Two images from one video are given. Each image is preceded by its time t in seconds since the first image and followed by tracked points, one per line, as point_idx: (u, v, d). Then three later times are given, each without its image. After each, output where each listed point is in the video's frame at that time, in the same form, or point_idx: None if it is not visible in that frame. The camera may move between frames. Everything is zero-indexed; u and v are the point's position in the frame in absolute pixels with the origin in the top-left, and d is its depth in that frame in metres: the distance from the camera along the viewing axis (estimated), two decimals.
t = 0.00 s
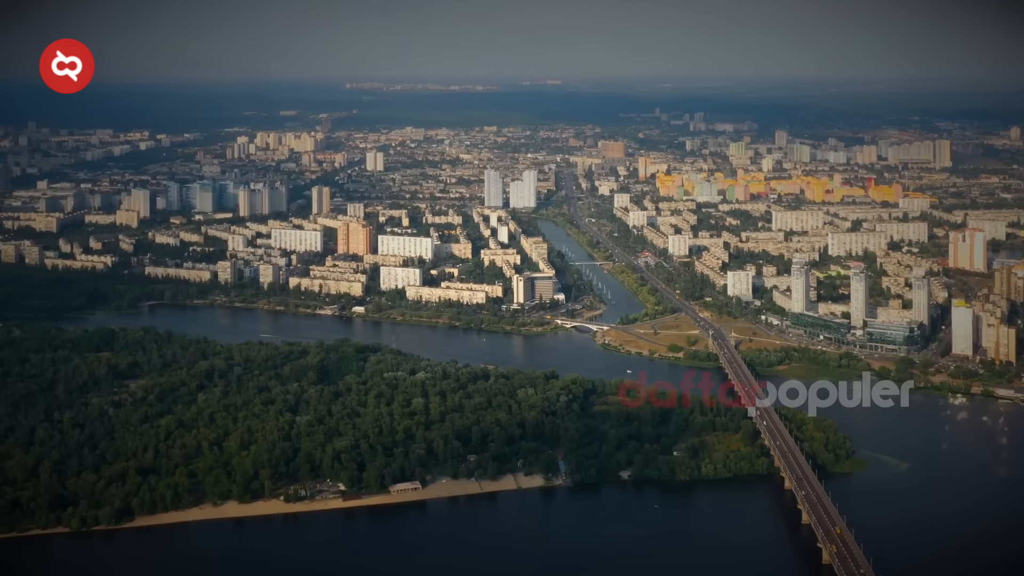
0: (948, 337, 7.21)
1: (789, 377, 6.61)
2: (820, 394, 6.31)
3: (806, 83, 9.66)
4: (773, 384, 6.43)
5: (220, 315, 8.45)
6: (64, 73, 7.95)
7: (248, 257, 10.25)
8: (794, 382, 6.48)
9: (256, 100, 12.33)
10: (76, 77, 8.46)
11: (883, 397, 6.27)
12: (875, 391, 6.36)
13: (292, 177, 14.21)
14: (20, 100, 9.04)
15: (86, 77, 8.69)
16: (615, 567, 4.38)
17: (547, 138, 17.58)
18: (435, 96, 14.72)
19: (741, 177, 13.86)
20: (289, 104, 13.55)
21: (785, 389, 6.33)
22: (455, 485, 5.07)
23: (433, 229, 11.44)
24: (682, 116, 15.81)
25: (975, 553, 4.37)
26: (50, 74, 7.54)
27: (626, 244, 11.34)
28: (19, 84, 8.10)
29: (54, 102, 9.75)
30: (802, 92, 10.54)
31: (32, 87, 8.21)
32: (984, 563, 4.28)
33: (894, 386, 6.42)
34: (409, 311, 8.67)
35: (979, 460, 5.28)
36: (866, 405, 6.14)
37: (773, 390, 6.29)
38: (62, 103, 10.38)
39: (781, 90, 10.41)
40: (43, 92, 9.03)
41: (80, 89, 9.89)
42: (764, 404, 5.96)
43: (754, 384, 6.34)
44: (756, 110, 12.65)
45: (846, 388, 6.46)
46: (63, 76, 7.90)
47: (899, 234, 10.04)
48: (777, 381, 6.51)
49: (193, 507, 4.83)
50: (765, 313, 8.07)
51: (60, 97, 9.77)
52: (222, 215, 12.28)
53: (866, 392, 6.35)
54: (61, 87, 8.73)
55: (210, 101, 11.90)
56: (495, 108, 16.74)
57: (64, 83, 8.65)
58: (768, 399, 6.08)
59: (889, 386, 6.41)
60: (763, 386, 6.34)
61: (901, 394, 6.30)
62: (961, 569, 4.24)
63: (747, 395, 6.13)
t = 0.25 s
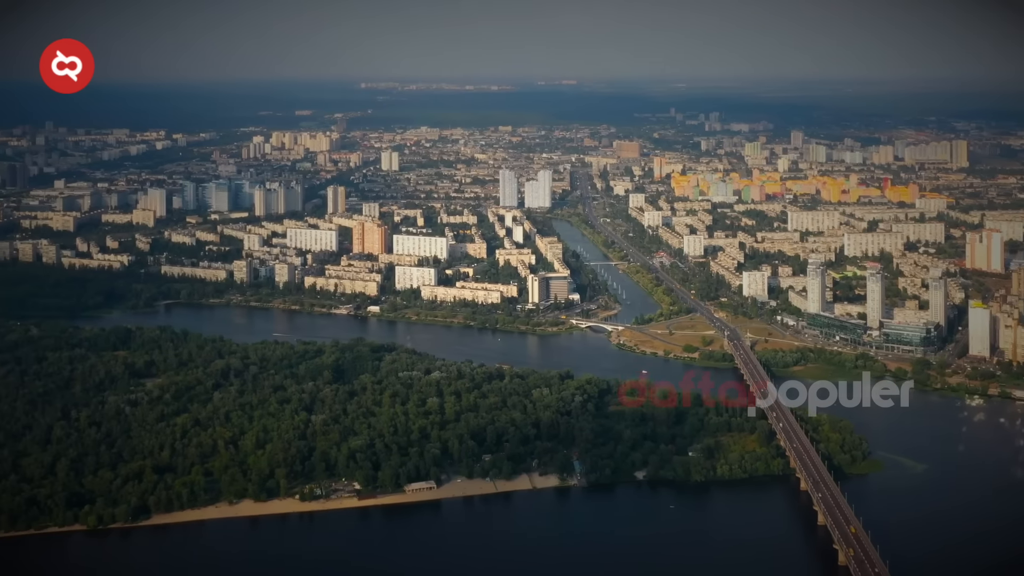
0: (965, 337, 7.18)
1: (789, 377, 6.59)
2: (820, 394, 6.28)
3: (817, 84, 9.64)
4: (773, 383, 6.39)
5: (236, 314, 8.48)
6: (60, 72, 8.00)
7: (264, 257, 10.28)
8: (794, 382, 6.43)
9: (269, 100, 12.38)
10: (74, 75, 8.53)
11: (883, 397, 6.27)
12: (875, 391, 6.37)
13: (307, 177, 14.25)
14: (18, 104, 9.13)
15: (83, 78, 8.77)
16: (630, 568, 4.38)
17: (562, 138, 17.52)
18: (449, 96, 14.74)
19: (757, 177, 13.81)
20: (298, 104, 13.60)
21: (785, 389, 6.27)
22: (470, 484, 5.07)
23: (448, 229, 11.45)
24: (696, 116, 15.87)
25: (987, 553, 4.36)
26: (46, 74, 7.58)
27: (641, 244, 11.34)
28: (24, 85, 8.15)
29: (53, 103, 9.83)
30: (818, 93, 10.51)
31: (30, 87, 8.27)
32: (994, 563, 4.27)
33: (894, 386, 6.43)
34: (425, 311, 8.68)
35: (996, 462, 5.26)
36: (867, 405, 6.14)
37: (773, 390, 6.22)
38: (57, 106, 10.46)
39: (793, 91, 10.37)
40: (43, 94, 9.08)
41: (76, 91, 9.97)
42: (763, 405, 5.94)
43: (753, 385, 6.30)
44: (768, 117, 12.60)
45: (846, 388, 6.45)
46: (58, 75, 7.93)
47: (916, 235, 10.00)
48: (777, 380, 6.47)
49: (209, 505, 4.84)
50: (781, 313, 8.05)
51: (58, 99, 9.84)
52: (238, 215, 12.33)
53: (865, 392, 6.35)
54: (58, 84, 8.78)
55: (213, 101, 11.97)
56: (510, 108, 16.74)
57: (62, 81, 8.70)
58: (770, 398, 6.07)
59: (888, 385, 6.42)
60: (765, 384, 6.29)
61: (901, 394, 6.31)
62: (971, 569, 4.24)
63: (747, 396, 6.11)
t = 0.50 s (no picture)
0: (984, 339, 7.07)
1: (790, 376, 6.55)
2: (820, 394, 6.23)
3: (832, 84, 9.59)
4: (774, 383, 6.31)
5: (254, 313, 8.50)
6: (61, 71, 8.03)
7: (282, 256, 10.31)
8: (794, 381, 6.38)
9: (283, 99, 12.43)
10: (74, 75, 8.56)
11: (884, 397, 6.26)
12: (875, 391, 6.35)
13: (325, 177, 14.30)
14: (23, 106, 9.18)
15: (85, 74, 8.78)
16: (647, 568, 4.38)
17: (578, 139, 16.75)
18: (466, 95, 14.76)
19: (774, 177, 13.76)
20: (311, 104, 13.64)
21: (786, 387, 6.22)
22: (486, 484, 5.07)
23: (465, 229, 11.44)
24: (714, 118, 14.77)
25: (1003, 553, 4.37)
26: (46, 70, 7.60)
27: (658, 244, 11.32)
28: (30, 85, 8.20)
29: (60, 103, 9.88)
30: (835, 96, 10.47)
31: (33, 86, 8.31)
32: (1011, 563, 4.28)
33: (894, 386, 6.43)
34: (442, 310, 8.69)
35: (1016, 464, 5.23)
36: (867, 405, 6.12)
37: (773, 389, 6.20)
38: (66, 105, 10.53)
39: (808, 91, 10.33)
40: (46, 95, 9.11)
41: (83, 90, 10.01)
42: (763, 405, 5.97)
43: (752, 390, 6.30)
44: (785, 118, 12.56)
45: (846, 388, 6.42)
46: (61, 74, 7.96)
47: (935, 235, 9.93)
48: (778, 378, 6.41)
49: (227, 504, 4.86)
50: (798, 314, 8.01)
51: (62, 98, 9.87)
52: (256, 214, 12.38)
53: (865, 392, 6.33)
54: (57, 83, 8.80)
55: (224, 100, 12.01)
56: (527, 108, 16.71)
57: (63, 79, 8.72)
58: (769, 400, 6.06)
59: (889, 386, 6.42)
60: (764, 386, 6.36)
61: (901, 394, 6.31)
62: (988, 570, 4.24)
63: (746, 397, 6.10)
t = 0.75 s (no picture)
0: (1002, 340, 6.99)
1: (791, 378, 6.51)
2: (820, 395, 6.20)
3: (844, 84, 9.55)
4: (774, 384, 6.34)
5: (270, 313, 8.52)
6: (62, 71, 8.04)
7: (297, 255, 10.34)
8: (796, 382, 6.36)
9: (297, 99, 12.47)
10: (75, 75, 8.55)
11: (884, 397, 6.28)
12: (875, 391, 6.37)
13: (340, 177, 14.34)
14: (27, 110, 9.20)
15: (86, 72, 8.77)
16: (662, 570, 4.37)
17: (594, 139, 16.56)
18: (481, 95, 14.79)
19: (791, 176, 13.70)
20: (323, 104, 13.66)
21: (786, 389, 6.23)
22: (502, 484, 5.07)
23: (480, 229, 11.44)
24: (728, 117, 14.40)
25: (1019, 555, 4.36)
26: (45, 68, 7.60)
27: (673, 245, 11.31)
28: (34, 86, 8.21)
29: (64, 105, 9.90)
30: (849, 98, 10.42)
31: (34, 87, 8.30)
32: None
33: (894, 387, 6.44)
34: (457, 310, 8.70)
35: None
36: (868, 405, 6.11)
37: (774, 390, 6.25)
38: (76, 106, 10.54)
39: (821, 91, 10.29)
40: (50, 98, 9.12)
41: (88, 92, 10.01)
42: (763, 405, 5.94)
43: (752, 388, 6.28)
44: (800, 119, 12.52)
45: (846, 388, 6.39)
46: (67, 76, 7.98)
47: (952, 236, 9.87)
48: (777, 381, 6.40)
49: (243, 502, 4.88)
50: (815, 315, 7.98)
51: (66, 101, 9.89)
52: (272, 214, 12.43)
53: (866, 392, 6.35)
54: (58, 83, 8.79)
55: (234, 100, 12.04)
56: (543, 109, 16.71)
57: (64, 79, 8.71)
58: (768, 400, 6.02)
59: (889, 386, 6.43)
60: (763, 386, 6.34)
61: (901, 395, 6.34)
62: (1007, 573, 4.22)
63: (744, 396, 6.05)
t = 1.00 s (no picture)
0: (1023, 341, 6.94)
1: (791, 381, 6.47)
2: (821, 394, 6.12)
3: (858, 84, 9.50)
4: (772, 386, 6.32)
5: (288, 312, 8.54)
6: (63, 69, 8.08)
7: (315, 254, 10.37)
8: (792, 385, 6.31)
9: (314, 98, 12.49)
10: (77, 73, 8.59)
11: (884, 397, 6.23)
12: (875, 391, 6.33)
13: (358, 177, 14.37)
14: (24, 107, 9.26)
15: (86, 70, 8.82)
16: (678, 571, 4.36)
17: (612, 139, 16.45)
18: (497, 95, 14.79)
19: (809, 176, 13.49)
20: (335, 104, 13.70)
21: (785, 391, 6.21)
22: (519, 484, 5.07)
23: (498, 229, 11.44)
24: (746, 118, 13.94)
25: None
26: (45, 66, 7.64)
27: (691, 245, 11.30)
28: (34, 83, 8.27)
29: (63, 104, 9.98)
30: (869, 99, 10.36)
31: (34, 84, 8.35)
32: None
33: (893, 387, 6.41)
34: (475, 309, 8.71)
35: None
36: (868, 404, 6.06)
37: (773, 390, 6.23)
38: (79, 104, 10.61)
39: (837, 91, 10.24)
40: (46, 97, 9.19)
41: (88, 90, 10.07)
42: (763, 404, 5.89)
43: (752, 387, 6.25)
44: (818, 118, 12.46)
45: (845, 388, 6.34)
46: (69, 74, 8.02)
47: (972, 237, 9.79)
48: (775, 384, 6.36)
49: (261, 500, 4.89)
50: (833, 316, 7.94)
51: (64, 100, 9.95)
52: (290, 213, 12.48)
53: (866, 391, 6.29)
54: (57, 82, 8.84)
55: (245, 100, 12.08)
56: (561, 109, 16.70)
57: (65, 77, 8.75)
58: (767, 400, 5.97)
59: (888, 386, 6.40)
60: (763, 386, 6.30)
61: (901, 395, 6.31)
62: None
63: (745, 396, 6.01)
